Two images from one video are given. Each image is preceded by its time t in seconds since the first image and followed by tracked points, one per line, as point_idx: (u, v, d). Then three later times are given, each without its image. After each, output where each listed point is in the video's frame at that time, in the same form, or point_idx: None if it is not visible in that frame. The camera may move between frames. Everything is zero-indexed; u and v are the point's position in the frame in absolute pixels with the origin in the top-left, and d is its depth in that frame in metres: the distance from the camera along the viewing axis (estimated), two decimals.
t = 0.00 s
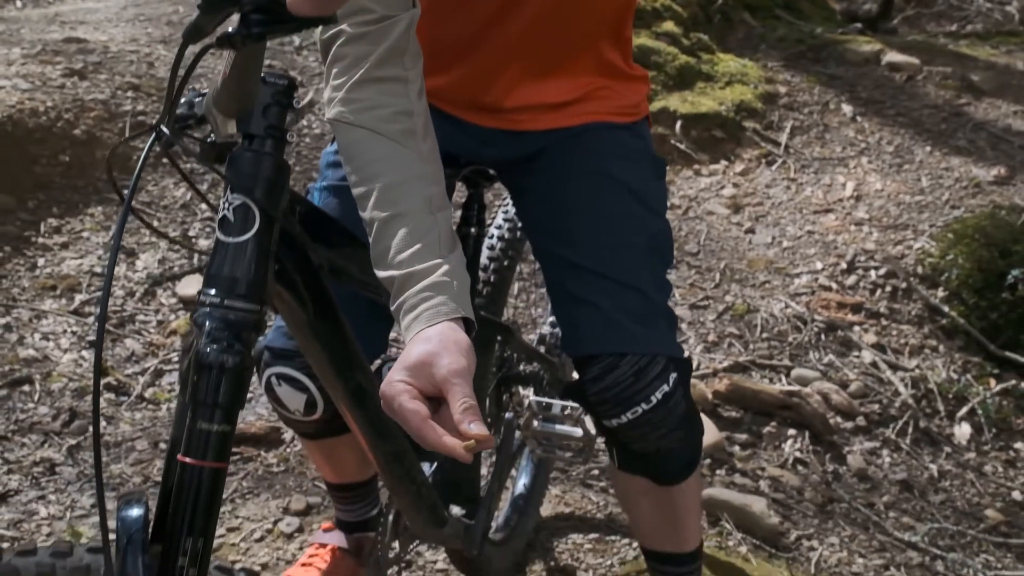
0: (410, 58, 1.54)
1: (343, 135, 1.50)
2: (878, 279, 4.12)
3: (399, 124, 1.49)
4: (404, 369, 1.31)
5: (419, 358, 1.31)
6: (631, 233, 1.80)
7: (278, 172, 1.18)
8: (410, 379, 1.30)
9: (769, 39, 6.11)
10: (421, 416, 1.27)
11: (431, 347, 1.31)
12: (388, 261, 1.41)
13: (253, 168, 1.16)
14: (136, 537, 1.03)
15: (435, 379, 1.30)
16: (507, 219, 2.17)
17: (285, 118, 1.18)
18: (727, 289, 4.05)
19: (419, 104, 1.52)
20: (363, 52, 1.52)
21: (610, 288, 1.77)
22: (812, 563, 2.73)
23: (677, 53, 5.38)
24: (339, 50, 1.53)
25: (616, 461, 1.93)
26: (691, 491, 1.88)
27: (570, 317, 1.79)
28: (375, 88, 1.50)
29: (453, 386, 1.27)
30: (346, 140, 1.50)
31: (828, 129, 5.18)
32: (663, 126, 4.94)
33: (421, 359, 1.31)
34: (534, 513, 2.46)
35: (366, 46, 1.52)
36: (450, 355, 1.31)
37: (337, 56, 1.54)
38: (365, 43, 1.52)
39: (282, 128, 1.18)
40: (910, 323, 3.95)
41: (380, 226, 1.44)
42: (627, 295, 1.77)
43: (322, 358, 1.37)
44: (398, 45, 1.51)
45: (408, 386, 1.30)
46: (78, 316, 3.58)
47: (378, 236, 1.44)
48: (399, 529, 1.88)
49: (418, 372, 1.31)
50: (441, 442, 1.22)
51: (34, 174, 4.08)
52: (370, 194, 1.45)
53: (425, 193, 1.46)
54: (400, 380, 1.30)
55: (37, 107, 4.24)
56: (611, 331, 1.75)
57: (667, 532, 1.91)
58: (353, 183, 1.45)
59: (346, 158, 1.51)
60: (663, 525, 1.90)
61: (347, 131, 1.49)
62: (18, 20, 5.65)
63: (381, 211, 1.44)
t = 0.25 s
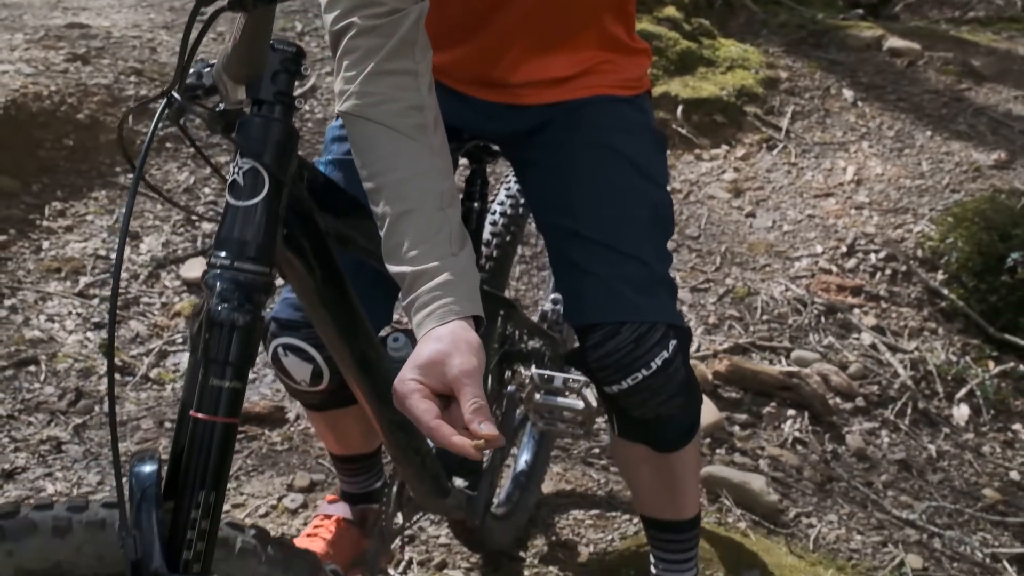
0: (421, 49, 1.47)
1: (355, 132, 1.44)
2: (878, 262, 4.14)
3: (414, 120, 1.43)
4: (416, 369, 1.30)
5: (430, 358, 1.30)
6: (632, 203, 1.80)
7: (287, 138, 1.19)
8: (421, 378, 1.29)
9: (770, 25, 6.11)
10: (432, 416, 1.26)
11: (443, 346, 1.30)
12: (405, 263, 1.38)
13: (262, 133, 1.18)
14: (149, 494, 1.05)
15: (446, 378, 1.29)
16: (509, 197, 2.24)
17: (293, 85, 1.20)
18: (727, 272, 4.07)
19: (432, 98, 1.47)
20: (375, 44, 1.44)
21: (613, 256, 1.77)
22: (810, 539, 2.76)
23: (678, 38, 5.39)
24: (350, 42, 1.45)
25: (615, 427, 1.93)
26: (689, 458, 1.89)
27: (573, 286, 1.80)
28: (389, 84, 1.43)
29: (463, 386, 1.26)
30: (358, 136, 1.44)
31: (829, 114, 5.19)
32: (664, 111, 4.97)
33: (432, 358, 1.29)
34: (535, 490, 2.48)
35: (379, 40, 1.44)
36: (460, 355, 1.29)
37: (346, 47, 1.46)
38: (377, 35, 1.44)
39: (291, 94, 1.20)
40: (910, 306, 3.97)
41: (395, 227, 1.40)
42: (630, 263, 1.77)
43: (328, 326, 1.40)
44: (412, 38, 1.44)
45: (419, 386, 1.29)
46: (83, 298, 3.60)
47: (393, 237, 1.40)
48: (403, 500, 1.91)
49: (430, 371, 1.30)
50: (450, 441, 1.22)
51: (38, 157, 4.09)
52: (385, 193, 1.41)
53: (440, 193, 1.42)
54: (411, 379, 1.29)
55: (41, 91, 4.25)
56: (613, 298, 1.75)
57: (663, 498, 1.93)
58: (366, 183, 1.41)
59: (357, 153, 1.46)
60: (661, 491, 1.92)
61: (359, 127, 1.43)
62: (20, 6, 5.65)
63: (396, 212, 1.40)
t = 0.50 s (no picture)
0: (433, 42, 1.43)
1: (368, 125, 1.40)
2: (877, 245, 4.16)
3: (428, 114, 1.39)
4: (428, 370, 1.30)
5: (442, 359, 1.29)
6: (638, 174, 1.72)
7: (297, 102, 1.21)
8: (434, 379, 1.29)
9: (772, 10, 6.12)
10: (446, 418, 1.28)
11: (455, 346, 1.30)
12: (419, 261, 1.35)
13: (274, 99, 1.19)
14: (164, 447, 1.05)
15: (458, 378, 1.29)
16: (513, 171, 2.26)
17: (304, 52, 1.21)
18: (728, 255, 4.10)
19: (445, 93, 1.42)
20: (389, 37, 1.39)
21: (618, 229, 1.68)
22: (808, 515, 2.80)
23: (679, 23, 5.41)
24: (362, 34, 1.40)
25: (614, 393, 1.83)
26: (689, 428, 1.80)
27: (575, 258, 1.70)
28: (403, 77, 1.39)
29: (474, 388, 1.26)
30: (370, 130, 1.40)
31: (829, 98, 5.21)
32: (665, 95, 4.98)
33: (444, 359, 1.29)
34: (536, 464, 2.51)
35: (392, 32, 1.39)
36: (472, 356, 1.29)
37: (358, 39, 1.41)
38: (391, 27, 1.39)
39: (301, 60, 1.21)
40: (909, 288, 4.00)
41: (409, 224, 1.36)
42: (635, 235, 1.68)
43: (336, 293, 1.42)
44: (426, 31, 1.39)
45: (432, 387, 1.29)
46: (88, 280, 3.62)
47: (406, 235, 1.36)
48: (408, 470, 1.95)
49: (442, 372, 1.29)
50: (462, 443, 1.24)
51: (43, 141, 4.12)
52: (398, 190, 1.37)
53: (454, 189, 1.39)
54: (425, 380, 1.30)
55: (45, 75, 4.27)
56: (617, 268, 1.66)
57: (660, 469, 1.84)
58: (379, 179, 1.37)
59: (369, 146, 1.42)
60: (658, 462, 1.83)
61: (372, 121, 1.39)
62: None
63: (410, 208, 1.36)
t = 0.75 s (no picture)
0: (443, 38, 1.43)
1: (380, 122, 1.41)
2: (877, 231, 4.18)
3: (438, 111, 1.40)
4: (439, 371, 1.33)
5: (451, 360, 1.33)
6: (641, 152, 1.72)
7: (305, 76, 1.20)
8: (445, 379, 1.33)
9: None
10: (456, 419, 1.32)
11: (464, 347, 1.32)
12: (430, 257, 1.36)
13: (282, 73, 1.19)
14: (175, 413, 1.08)
15: (467, 380, 1.32)
16: (514, 152, 2.30)
17: (310, 24, 1.20)
18: (727, 241, 4.12)
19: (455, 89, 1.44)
20: (399, 34, 1.39)
21: (623, 208, 1.68)
22: (806, 496, 2.82)
23: (680, 11, 5.43)
24: (373, 31, 1.40)
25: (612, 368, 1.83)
26: (688, 398, 1.81)
27: (579, 237, 1.70)
28: (413, 74, 1.40)
29: (482, 392, 1.30)
30: (382, 126, 1.41)
31: (829, 86, 5.23)
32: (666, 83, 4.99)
33: (454, 361, 1.32)
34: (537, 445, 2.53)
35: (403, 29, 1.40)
36: (480, 358, 1.32)
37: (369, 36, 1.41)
38: (402, 24, 1.40)
39: (309, 33, 1.20)
40: (908, 274, 4.02)
41: (420, 221, 1.38)
42: (639, 214, 1.69)
43: (342, 268, 1.45)
44: (436, 27, 1.40)
45: (444, 388, 1.33)
46: (93, 265, 3.65)
47: (418, 231, 1.38)
48: (411, 447, 1.97)
49: (452, 373, 1.33)
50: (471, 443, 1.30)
51: (46, 128, 4.13)
52: (410, 187, 1.38)
53: (464, 185, 1.41)
54: (436, 380, 1.34)
55: (48, 63, 4.28)
56: (621, 247, 1.65)
57: (660, 441, 1.85)
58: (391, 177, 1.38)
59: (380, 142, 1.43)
60: (658, 434, 1.84)
61: (383, 118, 1.40)
62: None
63: (421, 205, 1.38)
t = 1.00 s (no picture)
0: (453, 34, 1.46)
1: (390, 117, 1.43)
2: (875, 219, 4.21)
3: (449, 107, 1.43)
4: (450, 366, 1.34)
5: (463, 355, 1.34)
6: (642, 132, 1.73)
7: (313, 52, 1.23)
8: (455, 375, 1.34)
9: None
10: (466, 415, 1.33)
11: (476, 342, 1.34)
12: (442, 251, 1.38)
13: (290, 50, 1.21)
14: (186, 383, 1.10)
15: (479, 376, 1.34)
16: (516, 137, 2.33)
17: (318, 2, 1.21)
18: (727, 229, 4.14)
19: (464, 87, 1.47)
20: (411, 30, 1.43)
21: (624, 188, 1.70)
22: (805, 478, 2.85)
23: (680, 1, 5.44)
24: (385, 27, 1.43)
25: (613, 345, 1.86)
26: (688, 372, 1.84)
27: (581, 215, 1.72)
28: (424, 69, 1.43)
29: (492, 386, 1.31)
30: (392, 121, 1.44)
31: (829, 75, 5.24)
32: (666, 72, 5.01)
33: (466, 356, 1.34)
34: (538, 427, 2.55)
35: (415, 26, 1.43)
36: (492, 355, 1.34)
37: (381, 33, 1.45)
38: (412, 21, 1.43)
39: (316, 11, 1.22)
40: (907, 262, 4.05)
41: (431, 215, 1.40)
42: (640, 193, 1.70)
43: (348, 246, 1.47)
44: (447, 24, 1.43)
45: (454, 384, 1.34)
46: (96, 252, 3.67)
47: (429, 226, 1.40)
48: (414, 427, 1.99)
49: (462, 368, 1.34)
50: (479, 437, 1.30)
51: (50, 116, 4.15)
52: (422, 181, 1.41)
53: (474, 181, 1.43)
54: (447, 375, 1.34)
55: (51, 51, 4.30)
56: (623, 226, 1.67)
57: (662, 416, 1.88)
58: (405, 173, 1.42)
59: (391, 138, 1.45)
60: (660, 409, 1.87)
61: (395, 112, 1.43)
62: None
63: (432, 200, 1.40)
